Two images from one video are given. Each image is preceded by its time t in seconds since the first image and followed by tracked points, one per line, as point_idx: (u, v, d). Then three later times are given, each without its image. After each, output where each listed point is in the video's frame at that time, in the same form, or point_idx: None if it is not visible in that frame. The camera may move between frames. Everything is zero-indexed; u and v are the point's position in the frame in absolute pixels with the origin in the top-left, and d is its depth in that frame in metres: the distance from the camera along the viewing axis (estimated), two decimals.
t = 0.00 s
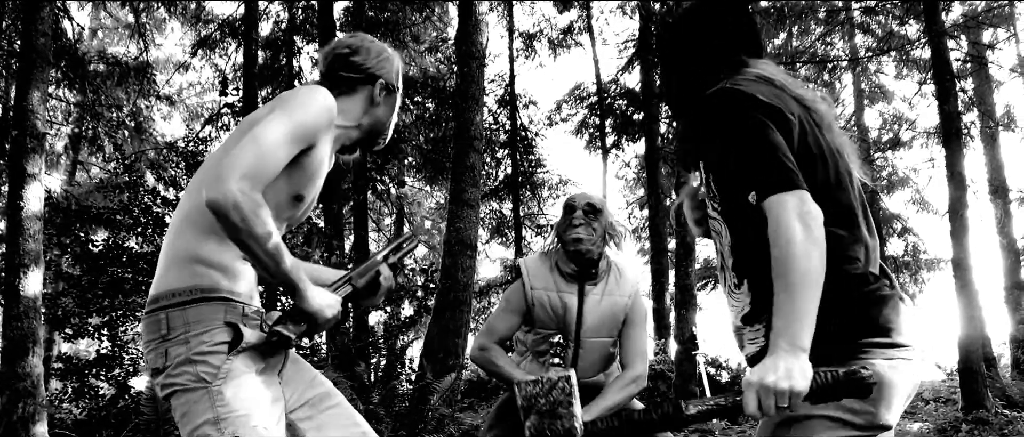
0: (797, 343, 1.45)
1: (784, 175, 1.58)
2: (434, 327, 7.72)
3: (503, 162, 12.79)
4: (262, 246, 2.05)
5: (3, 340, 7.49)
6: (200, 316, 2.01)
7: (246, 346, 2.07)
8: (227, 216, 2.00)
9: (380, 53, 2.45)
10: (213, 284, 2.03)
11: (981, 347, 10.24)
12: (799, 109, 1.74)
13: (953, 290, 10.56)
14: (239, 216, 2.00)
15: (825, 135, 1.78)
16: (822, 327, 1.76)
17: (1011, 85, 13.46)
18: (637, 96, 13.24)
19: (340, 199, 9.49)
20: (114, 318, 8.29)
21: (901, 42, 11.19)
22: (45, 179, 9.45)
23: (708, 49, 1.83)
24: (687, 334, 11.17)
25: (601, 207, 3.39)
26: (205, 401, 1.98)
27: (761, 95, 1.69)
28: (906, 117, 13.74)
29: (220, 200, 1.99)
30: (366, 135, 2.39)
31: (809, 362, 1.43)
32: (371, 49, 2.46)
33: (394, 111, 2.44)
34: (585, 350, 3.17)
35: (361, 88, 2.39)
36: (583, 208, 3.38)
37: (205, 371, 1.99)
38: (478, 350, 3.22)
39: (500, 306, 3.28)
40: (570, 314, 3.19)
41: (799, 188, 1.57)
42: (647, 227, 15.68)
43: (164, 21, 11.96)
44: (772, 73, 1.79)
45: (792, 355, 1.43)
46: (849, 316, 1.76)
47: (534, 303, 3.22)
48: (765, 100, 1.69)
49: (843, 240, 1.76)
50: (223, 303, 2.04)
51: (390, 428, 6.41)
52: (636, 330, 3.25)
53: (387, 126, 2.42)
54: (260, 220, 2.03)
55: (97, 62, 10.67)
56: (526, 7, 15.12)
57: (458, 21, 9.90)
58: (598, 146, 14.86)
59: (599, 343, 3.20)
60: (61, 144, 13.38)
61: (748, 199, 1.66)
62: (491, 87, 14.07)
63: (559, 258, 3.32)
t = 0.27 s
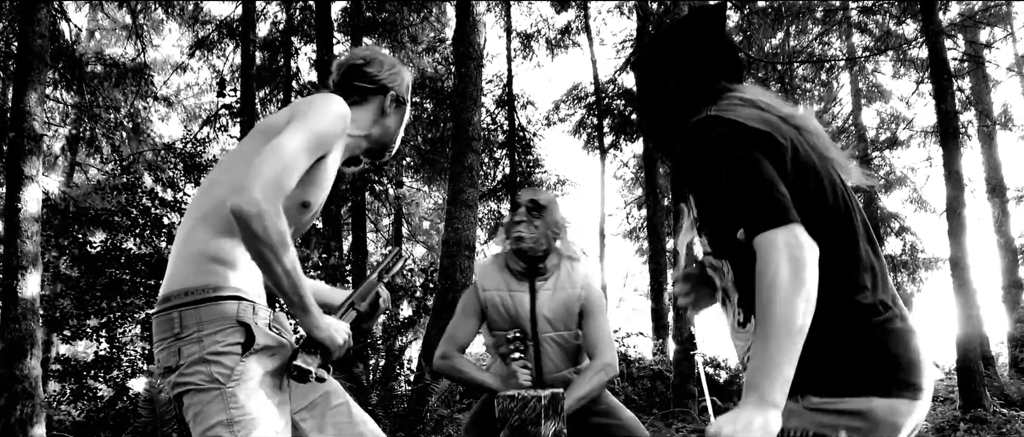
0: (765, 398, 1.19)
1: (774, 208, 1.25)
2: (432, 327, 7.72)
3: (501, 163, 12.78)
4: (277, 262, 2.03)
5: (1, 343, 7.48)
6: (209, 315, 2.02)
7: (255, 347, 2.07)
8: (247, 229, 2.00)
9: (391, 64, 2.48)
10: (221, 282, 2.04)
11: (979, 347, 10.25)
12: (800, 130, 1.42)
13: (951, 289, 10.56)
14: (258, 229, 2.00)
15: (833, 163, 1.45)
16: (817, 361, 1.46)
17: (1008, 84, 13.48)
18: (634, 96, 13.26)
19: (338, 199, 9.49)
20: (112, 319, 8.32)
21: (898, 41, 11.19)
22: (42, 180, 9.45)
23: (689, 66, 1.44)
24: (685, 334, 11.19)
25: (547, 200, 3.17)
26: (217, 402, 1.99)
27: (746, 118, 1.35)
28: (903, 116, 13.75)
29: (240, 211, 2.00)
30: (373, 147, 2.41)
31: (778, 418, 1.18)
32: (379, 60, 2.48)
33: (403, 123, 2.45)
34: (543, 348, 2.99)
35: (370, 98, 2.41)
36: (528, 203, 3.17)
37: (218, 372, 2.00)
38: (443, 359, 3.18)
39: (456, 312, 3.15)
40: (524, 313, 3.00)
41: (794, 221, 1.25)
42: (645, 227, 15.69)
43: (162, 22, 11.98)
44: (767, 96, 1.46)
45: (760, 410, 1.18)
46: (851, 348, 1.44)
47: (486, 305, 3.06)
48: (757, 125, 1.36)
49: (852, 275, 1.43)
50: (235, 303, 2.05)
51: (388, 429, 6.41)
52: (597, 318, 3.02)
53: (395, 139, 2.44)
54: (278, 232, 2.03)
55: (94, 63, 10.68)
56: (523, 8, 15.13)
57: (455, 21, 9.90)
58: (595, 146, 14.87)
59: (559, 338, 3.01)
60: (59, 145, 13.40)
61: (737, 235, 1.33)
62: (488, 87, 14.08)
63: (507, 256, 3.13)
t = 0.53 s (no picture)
0: (737, 399, 1.12)
1: (764, 196, 1.16)
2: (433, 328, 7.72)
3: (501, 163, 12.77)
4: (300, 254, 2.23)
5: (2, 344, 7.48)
6: (238, 302, 2.27)
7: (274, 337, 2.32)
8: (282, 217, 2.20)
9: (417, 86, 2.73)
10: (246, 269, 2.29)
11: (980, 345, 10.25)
12: (793, 116, 1.33)
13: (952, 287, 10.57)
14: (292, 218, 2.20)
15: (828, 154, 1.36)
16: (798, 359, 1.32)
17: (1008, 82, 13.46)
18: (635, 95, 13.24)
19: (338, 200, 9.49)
20: (112, 320, 8.35)
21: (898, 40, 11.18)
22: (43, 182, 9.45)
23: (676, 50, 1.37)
24: (686, 333, 11.19)
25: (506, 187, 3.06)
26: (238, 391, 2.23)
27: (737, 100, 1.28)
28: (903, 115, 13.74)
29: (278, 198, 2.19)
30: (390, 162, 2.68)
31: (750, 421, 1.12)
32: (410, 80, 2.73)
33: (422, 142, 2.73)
34: (508, 340, 2.99)
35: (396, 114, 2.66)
36: (486, 189, 3.04)
37: (242, 362, 2.24)
38: (406, 362, 3.04)
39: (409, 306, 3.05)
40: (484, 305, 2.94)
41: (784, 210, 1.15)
42: (645, 226, 15.68)
43: (161, 23, 11.96)
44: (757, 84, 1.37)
45: (732, 413, 1.12)
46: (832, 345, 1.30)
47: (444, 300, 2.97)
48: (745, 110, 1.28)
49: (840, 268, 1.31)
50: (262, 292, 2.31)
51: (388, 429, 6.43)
52: (559, 307, 3.01)
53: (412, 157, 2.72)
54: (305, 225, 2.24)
55: (93, 64, 10.65)
56: (522, 7, 15.11)
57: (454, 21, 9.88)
58: (595, 145, 14.87)
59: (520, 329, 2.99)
60: (58, 147, 13.40)
61: (716, 222, 1.24)
62: (488, 87, 14.07)
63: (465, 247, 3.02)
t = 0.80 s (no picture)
0: (743, 365, 1.28)
1: (773, 170, 1.38)
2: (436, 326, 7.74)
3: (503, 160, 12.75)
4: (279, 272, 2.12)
5: (6, 343, 7.50)
6: (192, 327, 2.17)
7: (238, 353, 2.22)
8: (234, 250, 2.11)
9: (409, 89, 2.53)
10: (206, 293, 2.19)
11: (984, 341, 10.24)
12: (795, 92, 1.56)
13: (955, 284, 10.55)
14: (248, 249, 2.10)
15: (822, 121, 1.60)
16: (802, 338, 1.59)
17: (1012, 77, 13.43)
18: (637, 92, 13.22)
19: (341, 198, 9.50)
20: (116, 319, 8.35)
21: (901, 36, 11.15)
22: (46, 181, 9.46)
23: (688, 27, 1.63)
24: (689, 330, 11.18)
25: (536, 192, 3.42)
26: (200, 410, 2.15)
27: (750, 76, 1.48)
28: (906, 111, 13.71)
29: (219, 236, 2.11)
30: (385, 169, 2.50)
31: (754, 386, 1.27)
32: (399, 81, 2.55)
33: (417, 145, 2.50)
34: (519, 343, 3.28)
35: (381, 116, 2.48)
36: (518, 193, 3.41)
37: (199, 383, 2.15)
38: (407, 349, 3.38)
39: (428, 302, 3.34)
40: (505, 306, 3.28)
41: (790, 188, 1.37)
42: (648, 224, 15.66)
43: (163, 22, 11.97)
44: (762, 51, 1.59)
45: (737, 379, 1.27)
46: (837, 320, 1.57)
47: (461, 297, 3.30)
48: (754, 85, 1.48)
49: (835, 245, 1.58)
50: (217, 313, 2.20)
51: (391, 427, 6.45)
52: (574, 320, 3.37)
53: (409, 161, 2.50)
54: (268, 248, 2.11)
55: (96, 63, 10.64)
56: (524, 5, 15.11)
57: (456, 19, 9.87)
58: (598, 143, 14.87)
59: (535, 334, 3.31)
60: (62, 146, 13.41)
61: (726, 190, 1.44)
62: (490, 84, 14.05)
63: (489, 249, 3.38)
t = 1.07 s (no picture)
0: (757, 360, 1.32)
1: (790, 165, 1.41)
2: (440, 321, 7.72)
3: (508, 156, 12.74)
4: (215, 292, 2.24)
5: (11, 339, 7.51)
6: (146, 345, 2.31)
7: (190, 363, 2.32)
8: (169, 283, 2.22)
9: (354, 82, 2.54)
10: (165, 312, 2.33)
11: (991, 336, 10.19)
12: (812, 80, 1.59)
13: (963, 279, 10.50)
14: (178, 279, 2.21)
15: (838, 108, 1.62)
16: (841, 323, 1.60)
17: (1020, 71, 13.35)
18: (642, 87, 13.17)
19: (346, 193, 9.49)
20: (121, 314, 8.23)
21: (908, 29, 11.09)
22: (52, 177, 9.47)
23: (702, 24, 1.65)
24: (694, 326, 11.14)
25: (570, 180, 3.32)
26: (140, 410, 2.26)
27: (765, 70, 1.51)
28: (912, 105, 13.64)
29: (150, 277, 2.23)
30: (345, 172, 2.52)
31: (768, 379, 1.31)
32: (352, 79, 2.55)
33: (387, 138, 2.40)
34: (559, 335, 3.09)
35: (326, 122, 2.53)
36: (551, 182, 3.29)
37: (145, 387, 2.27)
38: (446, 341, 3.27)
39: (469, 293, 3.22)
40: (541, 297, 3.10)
41: (805, 184, 1.40)
42: (654, 219, 15.60)
43: (168, 18, 11.97)
44: (781, 44, 1.64)
45: (751, 372, 1.31)
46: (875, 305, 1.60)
47: (501, 287, 3.14)
48: (768, 77, 1.51)
49: (859, 236, 1.63)
50: (172, 331, 2.30)
51: (397, 422, 6.45)
52: (612, 310, 3.14)
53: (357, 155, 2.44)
54: (197, 273, 2.21)
55: (101, 59, 10.65)
56: None
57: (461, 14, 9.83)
58: (603, 138, 14.84)
59: (572, 326, 3.11)
60: (68, 143, 13.44)
61: (749, 190, 1.47)
62: (495, 80, 14.03)
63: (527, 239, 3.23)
